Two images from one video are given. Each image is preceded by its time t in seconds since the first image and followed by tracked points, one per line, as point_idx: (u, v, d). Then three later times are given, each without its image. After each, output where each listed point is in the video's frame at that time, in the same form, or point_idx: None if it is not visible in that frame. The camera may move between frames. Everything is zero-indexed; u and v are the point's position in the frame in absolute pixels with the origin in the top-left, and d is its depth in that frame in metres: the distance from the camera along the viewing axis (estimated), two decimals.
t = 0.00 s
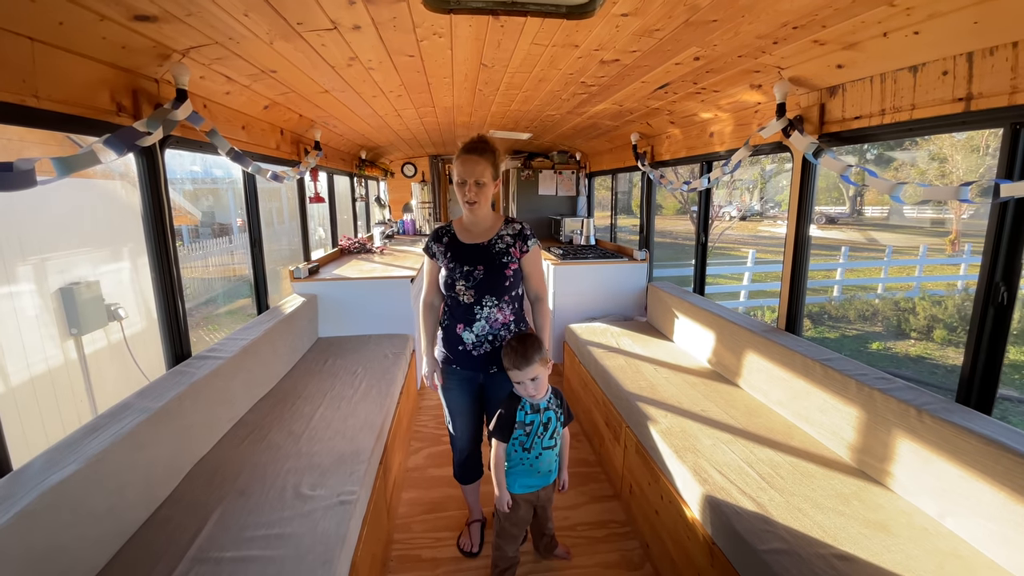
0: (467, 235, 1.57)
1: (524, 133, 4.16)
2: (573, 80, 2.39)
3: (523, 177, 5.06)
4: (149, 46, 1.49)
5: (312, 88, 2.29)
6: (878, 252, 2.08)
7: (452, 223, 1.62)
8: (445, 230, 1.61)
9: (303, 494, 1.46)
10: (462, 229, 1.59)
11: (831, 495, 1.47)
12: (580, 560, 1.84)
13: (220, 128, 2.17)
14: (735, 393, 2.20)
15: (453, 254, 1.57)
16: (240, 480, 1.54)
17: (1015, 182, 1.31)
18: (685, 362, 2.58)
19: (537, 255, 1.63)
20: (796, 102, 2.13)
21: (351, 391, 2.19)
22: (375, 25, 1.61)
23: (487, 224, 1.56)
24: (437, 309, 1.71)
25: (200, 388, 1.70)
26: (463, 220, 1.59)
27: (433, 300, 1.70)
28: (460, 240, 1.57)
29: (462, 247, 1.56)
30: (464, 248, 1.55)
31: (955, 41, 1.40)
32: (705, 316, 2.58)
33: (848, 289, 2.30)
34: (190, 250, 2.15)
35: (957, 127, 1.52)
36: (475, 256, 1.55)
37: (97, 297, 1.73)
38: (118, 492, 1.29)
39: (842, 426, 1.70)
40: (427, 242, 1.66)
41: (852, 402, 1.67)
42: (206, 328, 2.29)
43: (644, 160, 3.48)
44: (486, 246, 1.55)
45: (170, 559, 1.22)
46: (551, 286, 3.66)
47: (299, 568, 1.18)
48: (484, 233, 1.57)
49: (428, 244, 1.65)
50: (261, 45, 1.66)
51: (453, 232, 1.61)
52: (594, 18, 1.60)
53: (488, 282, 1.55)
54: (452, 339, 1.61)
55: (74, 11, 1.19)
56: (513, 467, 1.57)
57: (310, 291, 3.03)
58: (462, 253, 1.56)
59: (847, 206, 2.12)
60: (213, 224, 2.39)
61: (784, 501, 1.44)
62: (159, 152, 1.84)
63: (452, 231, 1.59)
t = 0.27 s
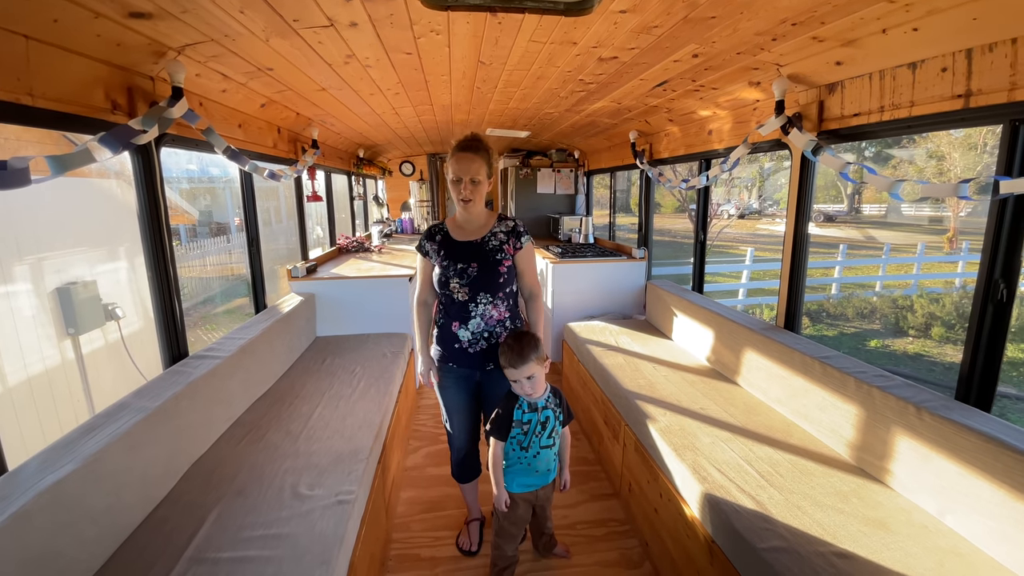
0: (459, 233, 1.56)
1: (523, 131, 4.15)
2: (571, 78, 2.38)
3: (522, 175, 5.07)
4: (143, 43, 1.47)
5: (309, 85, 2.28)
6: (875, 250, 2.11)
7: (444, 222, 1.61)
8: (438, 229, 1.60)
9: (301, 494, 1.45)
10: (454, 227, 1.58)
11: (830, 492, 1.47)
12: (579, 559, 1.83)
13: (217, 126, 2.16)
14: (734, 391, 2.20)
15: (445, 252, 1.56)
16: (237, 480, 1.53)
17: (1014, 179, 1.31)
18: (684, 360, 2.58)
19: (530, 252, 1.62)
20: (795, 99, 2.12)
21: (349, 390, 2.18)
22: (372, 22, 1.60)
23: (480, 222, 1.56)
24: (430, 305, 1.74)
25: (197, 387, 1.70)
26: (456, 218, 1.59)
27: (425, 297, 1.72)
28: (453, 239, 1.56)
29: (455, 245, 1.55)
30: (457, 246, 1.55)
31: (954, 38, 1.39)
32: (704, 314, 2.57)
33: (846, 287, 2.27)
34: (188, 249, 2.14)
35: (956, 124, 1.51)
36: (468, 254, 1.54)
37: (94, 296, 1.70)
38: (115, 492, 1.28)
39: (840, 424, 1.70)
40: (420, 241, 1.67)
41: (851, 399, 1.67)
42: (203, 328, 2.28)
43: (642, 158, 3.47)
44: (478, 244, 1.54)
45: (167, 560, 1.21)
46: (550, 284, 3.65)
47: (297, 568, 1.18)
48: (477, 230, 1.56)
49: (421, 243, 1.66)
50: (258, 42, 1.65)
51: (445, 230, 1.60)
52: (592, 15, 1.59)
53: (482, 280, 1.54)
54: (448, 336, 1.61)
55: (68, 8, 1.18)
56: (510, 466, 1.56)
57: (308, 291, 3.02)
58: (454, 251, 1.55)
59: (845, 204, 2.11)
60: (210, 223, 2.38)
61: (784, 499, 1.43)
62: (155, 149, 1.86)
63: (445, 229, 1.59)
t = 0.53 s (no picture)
0: (455, 234, 1.56)
1: (521, 129, 4.15)
2: (570, 75, 2.38)
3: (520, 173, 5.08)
4: (140, 41, 1.47)
5: (306, 84, 2.27)
6: (874, 247, 2.14)
7: (437, 222, 1.59)
8: (431, 230, 1.58)
9: (301, 493, 1.45)
10: (448, 227, 1.57)
11: (829, 489, 1.47)
12: (579, 556, 1.84)
13: (214, 125, 2.15)
14: (733, 388, 2.20)
15: (443, 255, 1.56)
16: (237, 479, 1.53)
17: (1012, 176, 1.31)
18: (683, 358, 2.58)
19: (523, 250, 1.62)
20: (793, 97, 2.12)
21: (348, 389, 2.18)
22: (369, 19, 1.60)
23: (476, 221, 1.56)
24: (425, 307, 1.73)
25: (196, 386, 1.70)
26: (450, 218, 1.57)
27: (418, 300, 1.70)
28: (448, 240, 1.55)
29: (451, 247, 1.55)
30: (452, 249, 1.54)
31: (951, 35, 1.39)
32: (703, 312, 2.57)
33: (845, 284, 2.30)
34: (186, 248, 2.14)
35: (954, 121, 1.52)
36: (466, 255, 1.54)
37: (93, 296, 1.71)
38: (114, 492, 1.28)
39: (839, 421, 1.70)
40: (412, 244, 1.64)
41: (850, 396, 1.68)
42: (202, 327, 2.27)
43: (641, 156, 3.47)
44: (473, 244, 1.54)
45: (167, 559, 1.21)
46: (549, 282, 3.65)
47: (296, 567, 1.18)
48: (473, 229, 1.56)
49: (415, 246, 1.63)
50: (255, 40, 1.65)
51: (440, 232, 1.58)
52: (590, 12, 1.58)
53: (482, 280, 1.55)
54: (448, 336, 1.61)
55: (63, 6, 1.18)
56: (509, 464, 1.57)
57: (306, 289, 3.01)
58: (451, 254, 1.55)
59: (843, 201, 2.13)
60: (208, 222, 2.37)
61: (782, 495, 1.44)
62: (152, 147, 1.84)
63: (439, 230, 1.57)
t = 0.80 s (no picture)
0: (456, 232, 1.55)
1: (521, 126, 4.15)
2: (569, 72, 2.38)
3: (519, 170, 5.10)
4: (140, 39, 1.47)
5: (306, 82, 2.27)
6: (873, 244, 2.16)
7: (436, 221, 1.58)
8: (432, 229, 1.57)
9: (304, 489, 1.46)
10: (448, 225, 1.56)
11: (829, 484, 1.48)
12: (580, 551, 1.85)
13: (214, 123, 2.15)
14: (733, 384, 2.21)
15: (446, 254, 1.55)
16: (239, 476, 1.54)
17: (1010, 171, 1.32)
18: (683, 355, 2.59)
19: (522, 246, 1.63)
20: (792, 93, 2.13)
21: (349, 387, 2.19)
22: (369, 17, 1.60)
23: (477, 219, 1.56)
24: (427, 308, 1.69)
25: (198, 385, 1.70)
26: (451, 216, 1.56)
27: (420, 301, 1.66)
28: (450, 239, 1.55)
29: (454, 245, 1.54)
30: (456, 247, 1.54)
31: (950, 32, 1.40)
32: (703, 309, 2.58)
33: (843, 281, 2.37)
34: (184, 247, 2.13)
35: (952, 117, 1.52)
36: (470, 252, 1.54)
37: (92, 295, 1.73)
38: (118, 490, 1.29)
39: (839, 416, 1.72)
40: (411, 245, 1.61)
41: (849, 392, 1.68)
42: (201, 326, 2.27)
43: (640, 153, 3.48)
44: (474, 241, 1.54)
45: (171, 555, 1.22)
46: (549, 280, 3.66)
47: (300, 563, 1.19)
48: (475, 227, 1.56)
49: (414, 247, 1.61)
50: (255, 38, 1.64)
51: (441, 230, 1.56)
52: (591, 9, 1.59)
53: (487, 276, 1.56)
54: (456, 333, 1.61)
55: (63, 4, 1.18)
56: (512, 460, 1.58)
57: (307, 288, 3.01)
58: (455, 252, 1.54)
59: (841, 198, 2.14)
60: (208, 220, 2.38)
61: (783, 490, 1.45)
62: (152, 146, 1.83)
63: (440, 229, 1.55)
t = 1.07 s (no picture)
0: (468, 228, 1.56)
1: (520, 123, 4.14)
2: (569, 69, 2.38)
3: (519, 168, 5.14)
4: (138, 36, 1.46)
5: (305, 79, 2.26)
6: (871, 242, 2.08)
7: (447, 217, 1.59)
8: (444, 225, 1.58)
9: (305, 486, 1.46)
10: (459, 221, 1.57)
11: (829, 479, 1.49)
12: (581, 547, 1.86)
13: (213, 120, 2.14)
14: (732, 380, 2.22)
15: (460, 247, 1.56)
16: (240, 474, 1.54)
17: (1010, 166, 1.32)
18: (683, 351, 2.59)
19: (528, 243, 1.68)
20: (792, 89, 2.13)
21: (350, 384, 2.19)
22: (369, 13, 1.60)
23: (487, 216, 1.58)
24: (438, 303, 1.65)
25: (198, 383, 1.70)
26: (461, 211, 1.57)
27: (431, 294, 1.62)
28: (462, 234, 1.56)
29: (466, 240, 1.56)
30: (468, 241, 1.55)
31: (951, 27, 1.40)
32: (703, 306, 2.58)
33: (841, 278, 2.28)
34: (182, 245, 2.13)
35: (952, 113, 1.52)
36: (483, 246, 1.56)
37: (90, 294, 1.69)
38: (119, 487, 1.29)
39: (838, 411, 1.72)
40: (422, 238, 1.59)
41: (849, 387, 1.69)
42: (200, 324, 2.27)
43: (639, 150, 3.48)
44: (485, 236, 1.57)
45: (173, 552, 1.22)
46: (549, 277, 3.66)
47: (303, 559, 1.19)
48: (485, 224, 1.58)
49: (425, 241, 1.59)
50: (253, 34, 1.64)
51: (452, 226, 1.58)
52: (591, 5, 1.58)
53: (500, 269, 1.58)
54: (469, 327, 1.61)
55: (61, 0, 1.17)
56: (513, 456, 1.58)
57: (306, 285, 3.01)
58: (468, 245, 1.56)
59: (840, 195, 2.14)
60: (206, 219, 2.37)
61: (783, 485, 1.45)
62: (153, 144, 1.87)
63: (452, 225, 1.57)
